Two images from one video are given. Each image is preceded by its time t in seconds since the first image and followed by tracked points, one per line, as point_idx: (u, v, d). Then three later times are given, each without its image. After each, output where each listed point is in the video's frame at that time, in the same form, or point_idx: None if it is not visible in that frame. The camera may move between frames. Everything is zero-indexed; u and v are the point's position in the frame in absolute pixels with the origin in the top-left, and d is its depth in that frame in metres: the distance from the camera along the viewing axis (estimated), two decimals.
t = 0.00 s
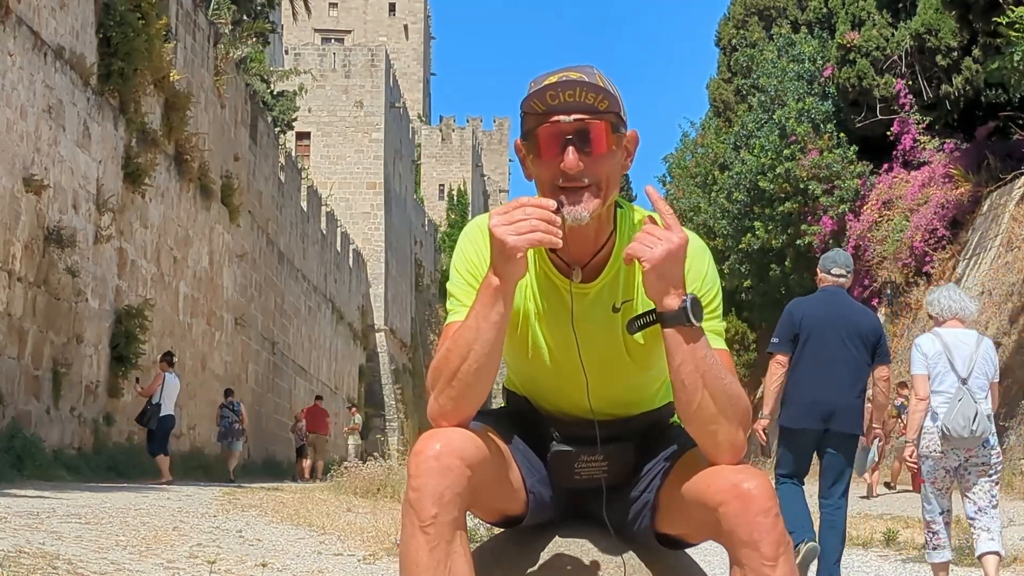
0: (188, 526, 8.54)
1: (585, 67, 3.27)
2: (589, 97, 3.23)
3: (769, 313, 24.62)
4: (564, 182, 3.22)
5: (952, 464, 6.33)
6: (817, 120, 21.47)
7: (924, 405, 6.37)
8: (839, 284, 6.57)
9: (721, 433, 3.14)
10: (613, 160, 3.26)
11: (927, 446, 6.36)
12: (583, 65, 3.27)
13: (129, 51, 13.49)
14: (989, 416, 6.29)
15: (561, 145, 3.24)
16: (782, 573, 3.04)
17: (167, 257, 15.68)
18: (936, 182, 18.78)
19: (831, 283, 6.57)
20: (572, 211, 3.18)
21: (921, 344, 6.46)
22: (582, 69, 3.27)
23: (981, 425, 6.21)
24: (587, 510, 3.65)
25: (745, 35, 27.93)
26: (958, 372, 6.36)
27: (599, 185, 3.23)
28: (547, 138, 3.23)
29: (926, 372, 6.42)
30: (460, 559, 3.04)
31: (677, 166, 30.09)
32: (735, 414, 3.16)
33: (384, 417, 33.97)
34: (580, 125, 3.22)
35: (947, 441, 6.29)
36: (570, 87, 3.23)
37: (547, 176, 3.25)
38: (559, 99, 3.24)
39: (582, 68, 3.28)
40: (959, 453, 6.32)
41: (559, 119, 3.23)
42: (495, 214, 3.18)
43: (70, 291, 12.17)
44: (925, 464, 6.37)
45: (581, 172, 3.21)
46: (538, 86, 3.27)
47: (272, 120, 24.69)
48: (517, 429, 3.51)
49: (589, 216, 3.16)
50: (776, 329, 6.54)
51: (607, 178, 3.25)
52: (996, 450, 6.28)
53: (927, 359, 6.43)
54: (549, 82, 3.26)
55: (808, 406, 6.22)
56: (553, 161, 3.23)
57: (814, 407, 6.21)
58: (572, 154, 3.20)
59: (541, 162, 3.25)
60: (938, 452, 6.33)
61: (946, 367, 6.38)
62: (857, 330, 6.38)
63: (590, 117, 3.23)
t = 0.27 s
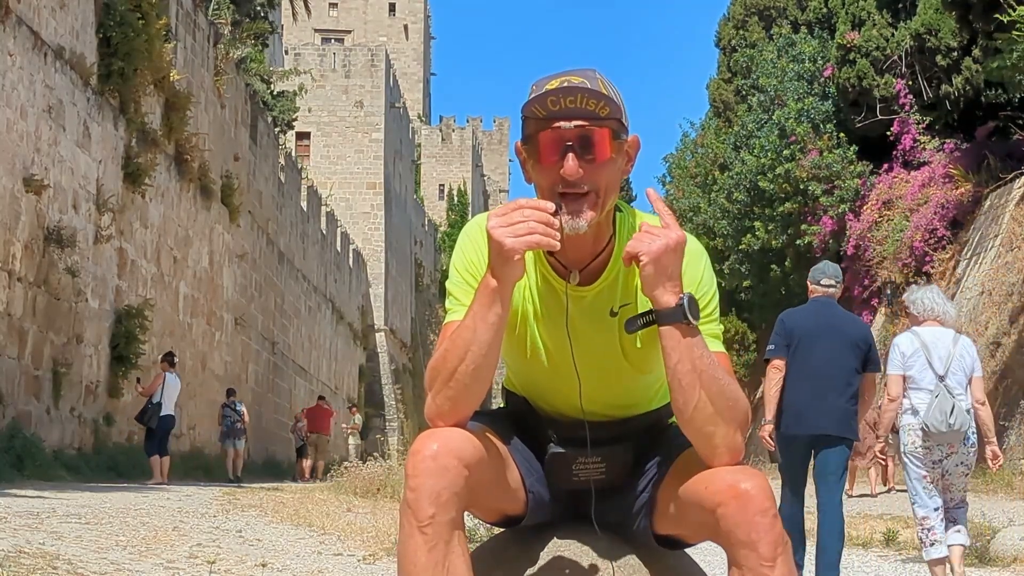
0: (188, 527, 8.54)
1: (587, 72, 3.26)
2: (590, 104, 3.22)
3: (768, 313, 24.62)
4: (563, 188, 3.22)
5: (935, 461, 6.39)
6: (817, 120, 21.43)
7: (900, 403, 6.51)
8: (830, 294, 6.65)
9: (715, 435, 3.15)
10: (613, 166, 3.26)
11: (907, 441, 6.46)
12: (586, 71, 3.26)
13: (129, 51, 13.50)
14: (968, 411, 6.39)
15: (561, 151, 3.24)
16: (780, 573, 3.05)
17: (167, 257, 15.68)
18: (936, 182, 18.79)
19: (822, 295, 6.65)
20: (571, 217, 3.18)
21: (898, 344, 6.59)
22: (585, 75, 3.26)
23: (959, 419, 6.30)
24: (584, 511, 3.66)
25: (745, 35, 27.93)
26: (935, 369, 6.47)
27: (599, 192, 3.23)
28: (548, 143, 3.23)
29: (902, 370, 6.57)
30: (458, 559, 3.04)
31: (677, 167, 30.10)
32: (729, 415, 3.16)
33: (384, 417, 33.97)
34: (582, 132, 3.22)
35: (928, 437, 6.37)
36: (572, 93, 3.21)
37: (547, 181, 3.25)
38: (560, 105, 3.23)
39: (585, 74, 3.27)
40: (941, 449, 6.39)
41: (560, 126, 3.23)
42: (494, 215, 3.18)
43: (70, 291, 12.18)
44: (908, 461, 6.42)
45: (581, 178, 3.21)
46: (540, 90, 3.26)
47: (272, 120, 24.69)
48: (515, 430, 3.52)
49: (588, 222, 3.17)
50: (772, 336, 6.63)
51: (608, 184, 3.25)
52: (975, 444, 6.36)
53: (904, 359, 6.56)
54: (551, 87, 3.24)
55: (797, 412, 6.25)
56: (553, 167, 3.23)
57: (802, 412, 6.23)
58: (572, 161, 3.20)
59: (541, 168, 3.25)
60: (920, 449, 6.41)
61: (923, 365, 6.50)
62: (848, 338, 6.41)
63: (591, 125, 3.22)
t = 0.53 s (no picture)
0: (188, 527, 8.54)
1: (586, 75, 3.25)
2: (587, 107, 3.22)
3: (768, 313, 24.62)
4: (560, 191, 3.22)
5: (927, 466, 6.34)
6: (817, 120, 21.45)
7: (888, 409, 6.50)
8: (807, 294, 6.88)
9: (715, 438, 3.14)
10: (611, 169, 3.25)
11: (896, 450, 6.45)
12: (584, 73, 3.25)
13: (129, 51, 13.49)
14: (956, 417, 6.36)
15: (558, 154, 3.23)
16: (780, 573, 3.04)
17: (167, 257, 15.68)
18: (936, 182, 18.80)
19: (801, 296, 6.87)
20: (567, 220, 3.18)
21: (886, 352, 6.61)
22: (583, 77, 3.25)
23: (947, 423, 6.27)
24: (584, 511, 3.66)
25: (745, 35, 27.93)
26: (923, 376, 6.48)
27: (597, 194, 3.22)
28: (546, 146, 3.22)
29: (890, 378, 6.58)
30: (457, 559, 3.03)
31: (677, 167, 30.10)
32: (729, 414, 3.15)
33: (383, 417, 33.97)
34: (579, 135, 3.21)
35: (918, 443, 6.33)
36: (569, 96, 3.20)
37: (544, 184, 3.25)
38: (557, 108, 3.22)
39: (582, 76, 3.26)
40: (932, 454, 6.34)
41: (558, 129, 3.22)
42: (490, 215, 3.19)
43: (70, 291, 12.17)
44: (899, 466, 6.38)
45: (578, 181, 3.20)
46: (537, 93, 3.25)
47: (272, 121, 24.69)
48: (515, 430, 3.51)
49: (585, 225, 3.16)
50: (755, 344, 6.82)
51: (605, 187, 3.24)
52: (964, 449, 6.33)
53: (892, 367, 6.57)
54: (549, 90, 3.23)
55: (789, 412, 6.45)
56: (550, 170, 3.22)
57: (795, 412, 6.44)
58: (569, 164, 3.19)
59: (539, 170, 3.25)
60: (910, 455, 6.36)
61: (911, 373, 6.51)
62: (830, 339, 6.66)
63: (588, 128, 3.22)
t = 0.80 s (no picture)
0: (188, 527, 8.54)
1: (592, 77, 3.25)
2: (595, 109, 3.22)
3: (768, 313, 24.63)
4: (565, 193, 3.22)
5: (913, 461, 6.71)
6: (817, 120, 21.46)
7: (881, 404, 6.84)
8: (797, 298, 7.12)
9: (722, 449, 3.14)
10: (617, 171, 3.25)
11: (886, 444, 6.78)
12: (590, 75, 3.25)
13: (129, 51, 13.49)
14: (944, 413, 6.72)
15: (564, 155, 3.23)
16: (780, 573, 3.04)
17: (167, 257, 15.69)
18: (937, 182, 18.80)
19: (791, 299, 7.10)
20: (573, 221, 3.17)
21: (879, 349, 6.94)
22: (589, 79, 3.26)
23: (937, 419, 6.61)
24: (585, 510, 3.66)
25: (745, 35, 27.93)
26: (914, 373, 6.81)
27: (603, 196, 3.22)
28: (552, 148, 3.22)
29: (883, 374, 6.91)
30: (459, 558, 3.03)
31: (677, 167, 30.10)
32: (735, 418, 3.16)
33: (383, 417, 33.97)
34: (586, 137, 3.21)
35: (908, 437, 6.69)
36: (576, 99, 3.21)
37: (549, 185, 3.24)
38: (564, 110, 3.22)
39: (589, 78, 3.26)
40: (920, 449, 6.71)
41: (564, 131, 3.22)
42: (495, 216, 3.17)
43: (70, 291, 12.17)
44: (888, 460, 6.75)
45: (584, 183, 3.20)
46: (544, 95, 3.25)
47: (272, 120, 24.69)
48: (516, 430, 3.52)
49: (590, 227, 3.16)
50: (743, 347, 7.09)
51: (611, 189, 3.24)
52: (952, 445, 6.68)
53: (884, 364, 6.91)
54: (556, 91, 3.23)
55: (776, 411, 6.68)
56: (556, 171, 3.22)
57: (780, 410, 6.66)
58: (575, 166, 3.19)
59: (544, 171, 3.25)
60: (899, 448, 6.73)
61: (902, 370, 6.83)
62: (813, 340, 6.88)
63: (595, 130, 3.22)
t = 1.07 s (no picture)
0: (188, 527, 8.54)
1: (589, 72, 3.25)
2: (593, 105, 3.22)
3: (768, 313, 24.62)
4: (566, 190, 3.21)
5: (894, 464, 6.91)
6: (817, 120, 21.46)
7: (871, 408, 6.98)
8: (797, 307, 7.21)
9: (721, 450, 3.14)
10: (616, 167, 3.25)
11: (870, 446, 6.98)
12: (588, 71, 3.25)
13: (129, 51, 13.48)
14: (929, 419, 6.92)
15: (563, 153, 3.23)
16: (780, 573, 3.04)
17: (167, 257, 15.68)
18: (936, 182, 18.81)
19: (790, 307, 7.20)
20: (575, 217, 3.17)
21: (867, 355, 7.09)
22: (586, 75, 3.25)
23: (922, 425, 6.81)
24: (586, 511, 3.66)
25: (745, 35, 27.92)
26: (901, 378, 6.98)
27: (604, 192, 3.22)
28: (551, 145, 3.22)
29: (871, 379, 7.06)
30: (461, 559, 3.03)
31: (677, 167, 30.09)
32: (734, 417, 3.17)
33: (383, 417, 33.95)
34: (586, 133, 3.21)
35: (893, 441, 6.87)
36: (575, 95, 3.20)
37: (550, 184, 3.24)
38: (563, 107, 3.22)
39: (587, 74, 3.26)
40: (901, 453, 6.91)
41: (565, 127, 3.22)
42: (494, 214, 3.16)
43: (70, 291, 12.17)
44: (871, 462, 6.94)
45: (586, 179, 3.20)
46: (543, 92, 3.24)
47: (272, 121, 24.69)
48: (517, 430, 3.52)
49: (594, 222, 3.16)
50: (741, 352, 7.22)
51: (611, 185, 3.24)
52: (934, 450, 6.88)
53: (872, 369, 7.06)
54: (553, 89, 3.23)
55: (767, 414, 6.80)
56: (557, 169, 3.22)
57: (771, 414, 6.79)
58: (577, 163, 3.19)
59: (544, 169, 3.24)
60: (882, 452, 6.92)
61: (889, 376, 7.01)
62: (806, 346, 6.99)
63: (594, 126, 3.22)
